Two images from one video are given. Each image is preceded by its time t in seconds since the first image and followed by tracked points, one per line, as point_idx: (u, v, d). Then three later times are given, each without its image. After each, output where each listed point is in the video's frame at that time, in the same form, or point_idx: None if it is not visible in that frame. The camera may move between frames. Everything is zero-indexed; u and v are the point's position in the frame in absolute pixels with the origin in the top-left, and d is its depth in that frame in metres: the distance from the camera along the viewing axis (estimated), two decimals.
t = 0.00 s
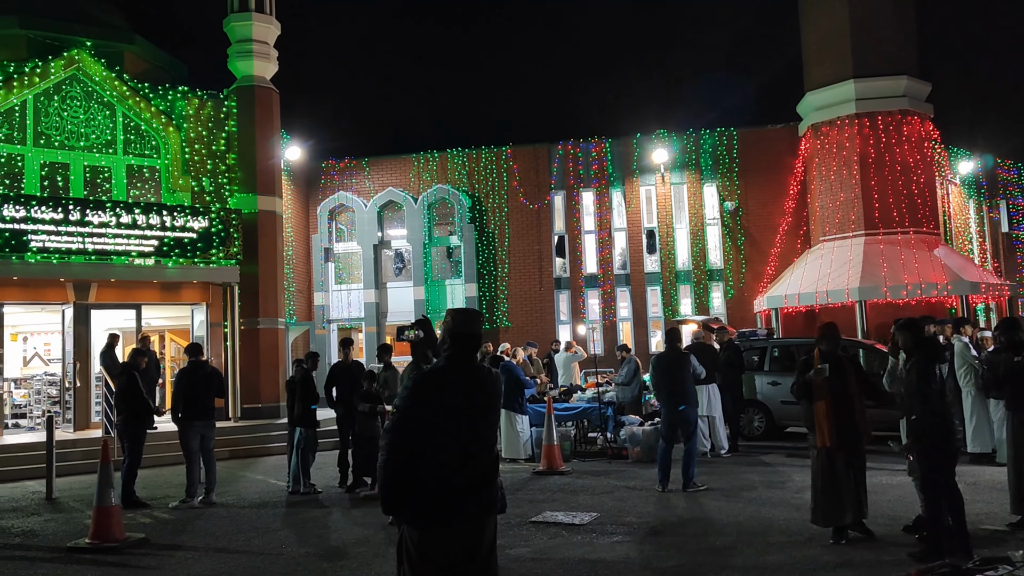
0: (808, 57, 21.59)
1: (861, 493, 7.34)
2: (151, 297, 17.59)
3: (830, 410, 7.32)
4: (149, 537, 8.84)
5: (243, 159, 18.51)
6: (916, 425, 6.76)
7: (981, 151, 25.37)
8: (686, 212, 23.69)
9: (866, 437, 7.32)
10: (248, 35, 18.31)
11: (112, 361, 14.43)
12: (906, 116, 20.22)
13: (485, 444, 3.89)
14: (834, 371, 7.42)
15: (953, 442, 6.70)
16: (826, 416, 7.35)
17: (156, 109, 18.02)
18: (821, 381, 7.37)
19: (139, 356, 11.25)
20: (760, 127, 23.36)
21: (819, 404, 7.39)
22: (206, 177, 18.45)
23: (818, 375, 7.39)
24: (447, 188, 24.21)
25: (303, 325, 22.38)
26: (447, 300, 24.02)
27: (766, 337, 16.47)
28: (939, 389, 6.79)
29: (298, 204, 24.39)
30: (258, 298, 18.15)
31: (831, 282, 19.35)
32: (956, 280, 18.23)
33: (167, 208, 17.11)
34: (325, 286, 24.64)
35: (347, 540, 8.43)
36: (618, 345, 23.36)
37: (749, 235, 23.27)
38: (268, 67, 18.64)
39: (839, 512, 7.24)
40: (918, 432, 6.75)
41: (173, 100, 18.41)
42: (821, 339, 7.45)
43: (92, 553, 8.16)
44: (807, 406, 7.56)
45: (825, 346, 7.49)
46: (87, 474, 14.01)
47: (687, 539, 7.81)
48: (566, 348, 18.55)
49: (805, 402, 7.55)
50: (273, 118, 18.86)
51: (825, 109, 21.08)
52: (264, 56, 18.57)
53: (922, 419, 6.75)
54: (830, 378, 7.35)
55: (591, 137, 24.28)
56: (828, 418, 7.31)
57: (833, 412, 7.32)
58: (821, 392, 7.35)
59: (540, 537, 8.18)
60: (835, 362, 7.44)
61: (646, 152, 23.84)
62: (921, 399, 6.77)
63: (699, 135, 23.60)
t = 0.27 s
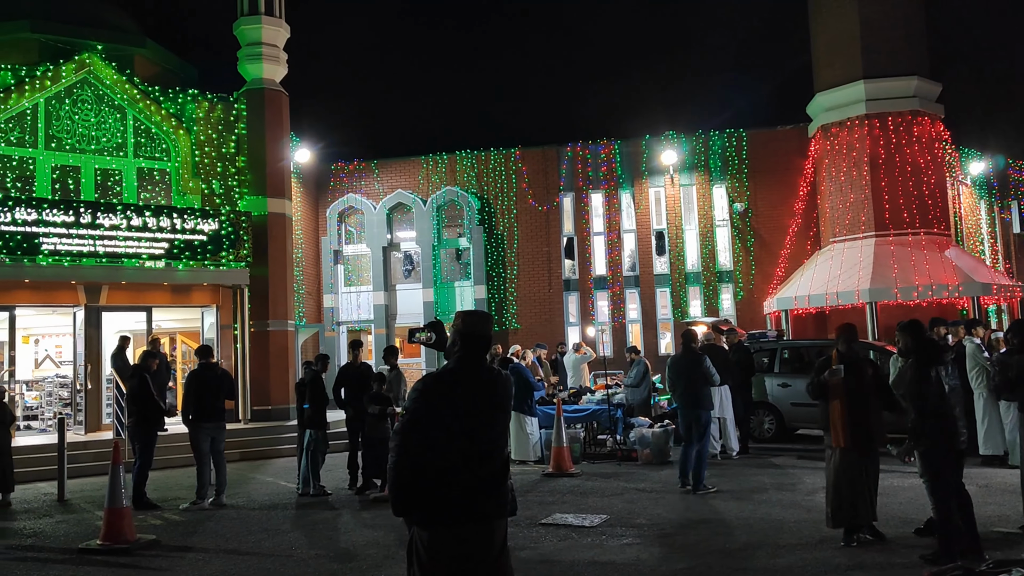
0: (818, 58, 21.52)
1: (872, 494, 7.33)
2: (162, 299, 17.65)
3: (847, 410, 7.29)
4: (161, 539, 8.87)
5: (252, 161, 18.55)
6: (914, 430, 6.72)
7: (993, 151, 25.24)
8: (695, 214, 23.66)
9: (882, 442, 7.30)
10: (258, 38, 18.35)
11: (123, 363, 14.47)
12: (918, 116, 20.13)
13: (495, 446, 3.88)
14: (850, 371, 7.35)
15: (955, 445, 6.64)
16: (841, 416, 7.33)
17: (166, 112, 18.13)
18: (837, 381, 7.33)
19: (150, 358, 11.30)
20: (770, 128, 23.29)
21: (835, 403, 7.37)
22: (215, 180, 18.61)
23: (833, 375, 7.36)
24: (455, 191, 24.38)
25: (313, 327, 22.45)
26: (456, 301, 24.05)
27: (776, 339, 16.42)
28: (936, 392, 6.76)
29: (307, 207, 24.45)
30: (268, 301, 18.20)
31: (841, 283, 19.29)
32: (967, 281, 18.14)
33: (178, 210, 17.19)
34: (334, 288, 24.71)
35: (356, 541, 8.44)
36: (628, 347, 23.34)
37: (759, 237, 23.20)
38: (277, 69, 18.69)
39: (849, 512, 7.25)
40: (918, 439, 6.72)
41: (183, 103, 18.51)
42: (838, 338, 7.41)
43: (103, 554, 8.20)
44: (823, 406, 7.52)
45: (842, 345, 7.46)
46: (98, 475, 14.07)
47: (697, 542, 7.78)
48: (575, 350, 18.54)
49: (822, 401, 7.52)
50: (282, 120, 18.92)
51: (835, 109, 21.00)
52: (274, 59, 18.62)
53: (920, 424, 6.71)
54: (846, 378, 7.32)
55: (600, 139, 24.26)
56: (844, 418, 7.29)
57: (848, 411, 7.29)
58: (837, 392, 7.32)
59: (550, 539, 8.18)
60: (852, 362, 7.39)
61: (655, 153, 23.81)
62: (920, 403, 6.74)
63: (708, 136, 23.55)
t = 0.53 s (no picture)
0: (827, 58, 21.46)
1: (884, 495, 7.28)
2: (171, 300, 17.70)
3: (861, 410, 7.26)
4: (171, 539, 8.90)
5: (261, 162, 18.61)
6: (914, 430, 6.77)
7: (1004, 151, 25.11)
8: (704, 214, 23.61)
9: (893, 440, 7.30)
10: (267, 39, 18.41)
11: (134, 364, 14.52)
12: (927, 116, 20.06)
13: (505, 447, 3.87)
14: (865, 370, 7.39)
15: (962, 447, 6.59)
16: (855, 416, 7.30)
17: (176, 114, 18.19)
18: (853, 381, 7.32)
19: (160, 358, 11.33)
20: (779, 128, 23.23)
21: (850, 403, 7.32)
22: (224, 181, 18.64)
23: (848, 375, 7.34)
24: (464, 191, 24.43)
25: (321, 328, 22.50)
26: (465, 302, 24.08)
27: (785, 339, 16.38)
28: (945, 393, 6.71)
29: (316, 208, 24.51)
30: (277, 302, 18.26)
31: (850, 284, 19.23)
32: (978, 282, 18.07)
33: (187, 212, 17.25)
34: (343, 289, 24.75)
35: (366, 542, 8.45)
36: (637, 348, 23.31)
37: (768, 237, 23.14)
38: (286, 71, 18.75)
39: (859, 512, 7.23)
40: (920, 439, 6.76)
41: (192, 105, 18.55)
42: (854, 337, 7.41)
43: (114, 555, 8.23)
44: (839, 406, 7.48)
45: (857, 344, 7.47)
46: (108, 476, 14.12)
47: (706, 543, 7.77)
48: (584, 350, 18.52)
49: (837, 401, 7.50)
50: (291, 121, 18.97)
51: (844, 109, 20.95)
52: (283, 61, 18.68)
53: (920, 425, 6.75)
54: (860, 378, 7.30)
55: (608, 140, 24.24)
56: (858, 418, 7.27)
57: (863, 411, 7.27)
58: (852, 392, 7.30)
59: (559, 540, 8.17)
60: (866, 362, 7.40)
61: (663, 153, 23.77)
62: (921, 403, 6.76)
63: (717, 136, 23.51)
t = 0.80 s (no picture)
0: (835, 57, 21.41)
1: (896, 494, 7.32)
2: (180, 300, 17.76)
3: (870, 409, 7.36)
4: (180, 538, 8.93)
5: (270, 162, 18.67)
6: (915, 431, 6.75)
7: (1014, 150, 24.99)
8: (711, 214, 23.58)
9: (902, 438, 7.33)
10: (275, 40, 18.48)
11: (143, 364, 14.56)
12: (936, 115, 19.99)
13: (514, 448, 3.87)
14: (878, 369, 7.41)
15: (968, 448, 6.56)
16: (866, 414, 7.39)
17: (184, 115, 18.21)
18: (864, 378, 7.38)
19: (169, 358, 11.37)
20: (787, 128, 23.18)
21: (861, 402, 7.41)
22: (233, 182, 18.62)
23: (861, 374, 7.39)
24: (471, 191, 24.37)
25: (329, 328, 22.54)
26: (472, 302, 24.06)
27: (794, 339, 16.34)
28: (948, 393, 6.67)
29: (324, 208, 24.56)
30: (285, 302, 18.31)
31: (859, 284, 19.18)
32: (988, 281, 18.01)
33: (196, 213, 17.31)
34: (351, 290, 24.80)
35: (374, 541, 8.47)
36: (644, 348, 23.29)
37: (777, 237, 23.08)
38: (294, 72, 18.81)
39: (865, 511, 7.28)
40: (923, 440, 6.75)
41: (201, 106, 18.56)
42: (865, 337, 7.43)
43: (123, 553, 8.26)
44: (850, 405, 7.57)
45: (869, 344, 7.48)
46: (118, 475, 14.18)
47: (714, 543, 7.76)
48: (591, 350, 18.51)
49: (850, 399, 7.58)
50: (299, 122, 19.02)
51: (853, 109, 20.89)
52: (291, 62, 18.74)
53: (921, 426, 6.71)
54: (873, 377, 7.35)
55: (616, 140, 24.23)
56: (867, 417, 7.36)
57: (874, 409, 7.34)
58: (863, 390, 7.37)
59: (567, 540, 8.16)
60: (881, 361, 7.42)
61: (671, 153, 23.74)
62: (926, 405, 6.72)
63: (725, 136, 23.47)
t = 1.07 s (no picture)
0: (843, 56, 21.34)
1: (904, 496, 7.25)
2: (188, 300, 17.80)
3: (878, 408, 7.36)
4: (187, 537, 8.94)
5: (277, 162, 18.73)
6: (920, 431, 6.71)
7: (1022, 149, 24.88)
8: (719, 214, 23.53)
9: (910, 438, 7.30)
10: (282, 40, 18.50)
11: (150, 364, 14.59)
12: (945, 114, 19.91)
13: (521, 448, 3.87)
14: (887, 368, 7.44)
15: (976, 447, 6.54)
16: (873, 413, 7.40)
17: (191, 115, 18.26)
18: (872, 375, 7.42)
19: (177, 358, 11.39)
20: (794, 127, 23.11)
21: (868, 399, 7.43)
22: (240, 182, 18.69)
23: (869, 372, 7.44)
24: (478, 191, 24.34)
25: (336, 328, 22.56)
26: (479, 301, 24.13)
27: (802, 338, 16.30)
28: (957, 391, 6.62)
29: (331, 208, 24.59)
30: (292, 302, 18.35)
31: (867, 283, 19.12)
32: (997, 281, 18.00)
33: (203, 212, 17.35)
34: (358, 289, 24.82)
35: (382, 541, 8.47)
36: (651, 348, 23.26)
37: (784, 236, 23.03)
38: (300, 71, 18.84)
39: (868, 510, 7.30)
40: (929, 440, 6.72)
41: (208, 106, 18.63)
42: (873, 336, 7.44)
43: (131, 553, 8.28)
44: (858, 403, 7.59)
45: (878, 344, 7.49)
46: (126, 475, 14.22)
47: (722, 543, 7.73)
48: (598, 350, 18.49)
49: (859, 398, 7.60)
50: (306, 121, 19.07)
51: (861, 107, 20.82)
52: (297, 62, 18.76)
53: (926, 425, 6.68)
54: (880, 375, 7.39)
55: (623, 139, 24.20)
56: (874, 416, 7.36)
57: (880, 408, 7.35)
58: (871, 387, 7.39)
59: (574, 540, 8.14)
60: (889, 360, 7.44)
61: (678, 152, 23.70)
62: (930, 404, 6.67)
63: (732, 135, 23.42)
